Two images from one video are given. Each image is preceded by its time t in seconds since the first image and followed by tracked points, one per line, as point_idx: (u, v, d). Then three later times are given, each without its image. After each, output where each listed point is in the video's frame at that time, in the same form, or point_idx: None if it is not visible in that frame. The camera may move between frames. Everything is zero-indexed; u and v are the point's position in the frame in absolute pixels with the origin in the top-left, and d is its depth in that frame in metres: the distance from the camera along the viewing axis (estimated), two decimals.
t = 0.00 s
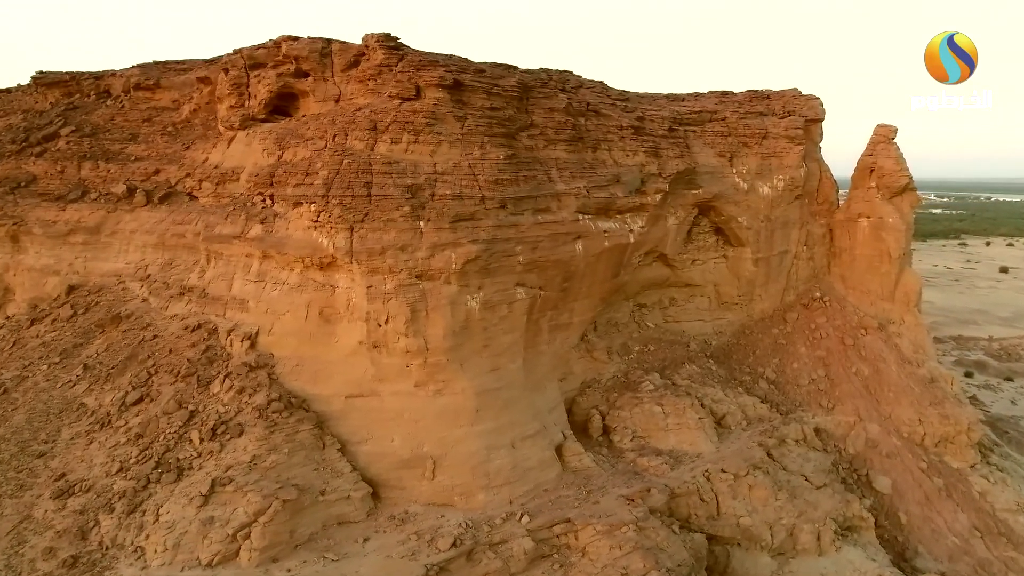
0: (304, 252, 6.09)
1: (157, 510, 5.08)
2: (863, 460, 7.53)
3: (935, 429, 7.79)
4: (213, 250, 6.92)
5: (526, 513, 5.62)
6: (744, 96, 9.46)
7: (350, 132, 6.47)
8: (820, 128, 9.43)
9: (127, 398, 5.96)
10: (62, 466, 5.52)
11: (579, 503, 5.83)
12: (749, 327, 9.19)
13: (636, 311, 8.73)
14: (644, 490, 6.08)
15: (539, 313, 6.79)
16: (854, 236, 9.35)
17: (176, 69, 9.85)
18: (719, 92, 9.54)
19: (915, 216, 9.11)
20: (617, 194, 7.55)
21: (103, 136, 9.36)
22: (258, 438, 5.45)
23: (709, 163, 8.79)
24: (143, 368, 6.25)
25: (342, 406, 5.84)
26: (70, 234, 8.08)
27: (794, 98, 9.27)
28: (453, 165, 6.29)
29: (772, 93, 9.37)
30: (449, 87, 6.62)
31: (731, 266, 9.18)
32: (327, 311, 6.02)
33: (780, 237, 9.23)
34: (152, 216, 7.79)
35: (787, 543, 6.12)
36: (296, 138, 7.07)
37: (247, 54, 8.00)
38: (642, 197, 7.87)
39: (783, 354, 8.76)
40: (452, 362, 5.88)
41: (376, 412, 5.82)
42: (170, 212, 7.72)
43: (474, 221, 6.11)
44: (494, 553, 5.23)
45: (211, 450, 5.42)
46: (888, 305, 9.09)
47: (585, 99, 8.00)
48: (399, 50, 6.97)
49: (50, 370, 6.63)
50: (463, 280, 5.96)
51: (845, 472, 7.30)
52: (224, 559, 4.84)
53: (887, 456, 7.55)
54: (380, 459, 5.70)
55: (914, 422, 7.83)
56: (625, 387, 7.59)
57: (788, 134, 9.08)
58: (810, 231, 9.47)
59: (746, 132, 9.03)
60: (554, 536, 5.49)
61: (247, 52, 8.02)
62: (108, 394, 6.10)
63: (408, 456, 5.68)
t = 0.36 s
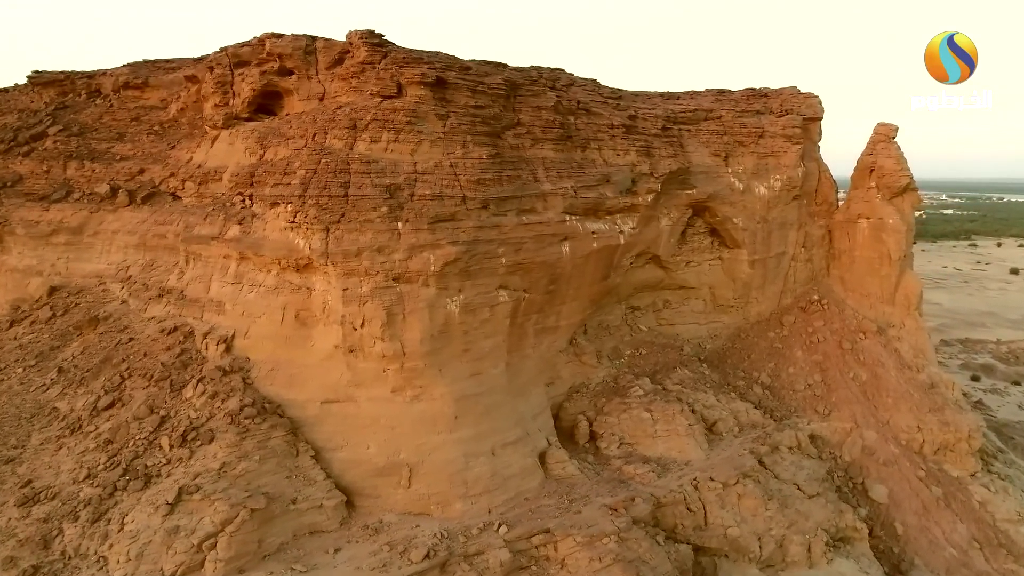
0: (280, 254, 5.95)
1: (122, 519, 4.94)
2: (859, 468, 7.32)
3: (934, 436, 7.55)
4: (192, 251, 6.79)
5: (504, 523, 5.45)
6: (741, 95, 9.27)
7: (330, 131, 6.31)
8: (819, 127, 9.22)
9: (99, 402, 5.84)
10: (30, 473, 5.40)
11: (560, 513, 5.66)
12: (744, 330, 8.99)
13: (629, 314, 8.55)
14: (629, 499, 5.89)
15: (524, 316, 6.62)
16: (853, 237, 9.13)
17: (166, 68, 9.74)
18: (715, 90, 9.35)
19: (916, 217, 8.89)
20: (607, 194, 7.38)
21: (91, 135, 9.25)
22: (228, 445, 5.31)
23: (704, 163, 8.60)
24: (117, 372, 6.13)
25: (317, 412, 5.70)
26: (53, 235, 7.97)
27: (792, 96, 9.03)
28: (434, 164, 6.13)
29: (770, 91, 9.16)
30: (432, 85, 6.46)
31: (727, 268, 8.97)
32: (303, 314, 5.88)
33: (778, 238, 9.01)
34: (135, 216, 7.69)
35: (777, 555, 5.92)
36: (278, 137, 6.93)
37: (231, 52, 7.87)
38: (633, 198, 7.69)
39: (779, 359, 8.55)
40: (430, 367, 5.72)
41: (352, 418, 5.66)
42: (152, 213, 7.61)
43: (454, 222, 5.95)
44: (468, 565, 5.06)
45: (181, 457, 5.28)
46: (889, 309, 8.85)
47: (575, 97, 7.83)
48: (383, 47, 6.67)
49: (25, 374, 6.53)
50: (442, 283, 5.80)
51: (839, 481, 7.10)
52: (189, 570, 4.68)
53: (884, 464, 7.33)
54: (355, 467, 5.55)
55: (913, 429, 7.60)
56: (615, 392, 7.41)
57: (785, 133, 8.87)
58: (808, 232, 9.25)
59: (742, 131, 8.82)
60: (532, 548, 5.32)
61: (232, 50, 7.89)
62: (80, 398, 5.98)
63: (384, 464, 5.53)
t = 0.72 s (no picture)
0: (251, 255, 5.79)
1: (80, 529, 4.79)
2: (853, 477, 7.09)
3: (933, 444, 7.30)
4: (165, 252, 6.64)
5: (478, 535, 5.27)
6: (736, 93, 9.05)
7: (304, 129, 6.13)
8: (815, 125, 9.00)
9: (64, 408, 5.71)
10: None
11: (536, 524, 5.46)
12: (738, 334, 8.78)
13: (619, 317, 8.35)
14: (609, 510, 5.69)
15: (504, 320, 6.43)
16: (851, 239, 8.89)
17: (152, 66, 9.52)
18: (710, 88, 9.13)
19: (915, 218, 8.65)
20: (593, 194, 7.19)
21: (76, 134, 9.09)
22: (192, 453, 5.14)
23: (696, 162, 8.38)
24: (85, 376, 5.99)
25: (287, 419, 5.53)
26: (32, 235, 7.82)
27: (788, 94, 8.82)
28: (411, 164, 5.96)
29: (766, 89, 8.95)
30: (410, 82, 6.29)
31: (721, 270, 8.74)
32: (274, 318, 5.71)
33: (773, 239, 8.78)
34: (113, 216, 7.57)
35: (763, 569, 5.70)
36: (255, 136, 6.78)
37: (212, 49, 7.73)
38: (621, 198, 7.49)
39: (773, 364, 8.32)
40: (403, 373, 5.53)
41: (322, 425, 5.49)
42: (130, 213, 7.49)
43: (429, 223, 5.77)
44: None
45: (143, 465, 5.13)
46: (888, 312, 8.60)
47: (563, 95, 7.64)
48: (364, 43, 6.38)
49: None
50: (416, 286, 5.61)
51: (832, 492, 6.87)
52: None
53: (879, 474, 7.10)
54: (325, 476, 5.38)
55: (910, 437, 7.35)
56: (601, 398, 7.20)
57: (781, 132, 8.65)
58: (805, 234, 9.01)
59: (736, 130, 8.60)
60: (506, 561, 5.13)
61: (213, 47, 7.75)
62: (47, 404, 5.85)
63: (354, 473, 5.35)
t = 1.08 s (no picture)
0: (218, 257, 5.62)
1: (32, 540, 4.63)
2: (845, 487, 6.88)
3: (928, 453, 7.06)
4: (136, 254, 6.49)
5: (447, 548, 5.09)
6: (729, 91, 8.85)
7: (275, 127, 5.95)
8: (810, 123, 8.78)
9: (26, 414, 5.57)
10: None
11: (509, 537, 5.27)
12: (730, 338, 8.56)
13: (606, 321, 8.14)
14: (586, 522, 5.50)
15: (482, 323, 6.24)
16: (846, 240, 8.65)
17: (136, 64, 9.32)
18: (702, 86, 8.93)
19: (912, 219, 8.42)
20: (577, 194, 7.00)
21: (57, 133, 8.87)
22: (152, 461, 4.98)
23: (686, 161, 8.17)
24: (49, 381, 5.85)
25: (253, 426, 5.36)
26: (7, 236, 7.64)
27: (782, 92, 8.65)
28: (383, 163, 5.78)
29: (760, 87, 8.75)
30: (386, 79, 6.12)
31: (712, 272, 8.52)
32: (241, 322, 5.54)
33: (766, 241, 8.56)
34: (88, 217, 7.44)
35: None
36: (229, 134, 6.61)
37: (190, 46, 7.57)
38: (607, 198, 7.30)
39: (765, 369, 8.09)
40: (372, 380, 5.35)
41: (289, 433, 5.32)
42: (105, 213, 7.35)
43: (402, 224, 5.59)
44: None
45: (101, 474, 4.98)
46: (884, 316, 8.36)
47: (547, 93, 7.44)
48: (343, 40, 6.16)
49: None
50: (387, 289, 5.43)
51: (822, 502, 6.65)
52: None
53: (871, 483, 6.87)
54: (290, 485, 5.21)
55: (905, 445, 7.11)
56: (584, 404, 7.00)
57: (774, 130, 8.43)
58: (799, 235, 8.78)
59: (728, 129, 8.38)
60: None
61: (191, 44, 7.60)
62: (9, 409, 5.70)
63: (320, 483, 5.18)
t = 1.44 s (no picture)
0: (186, 259, 5.46)
1: None
2: (835, 496, 6.69)
3: (921, 461, 6.86)
4: (107, 255, 6.35)
5: (416, 561, 4.92)
6: (721, 89, 8.68)
7: (246, 126, 5.78)
8: (803, 122, 8.60)
9: None
10: None
11: (481, 549, 5.11)
12: (720, 342, 8.37)
13: (593, 324, 7.96)
14: (563, 533, 5.32)
15: (460, 327, 6.07)
16: (840, 242, 8.45)
17: (120, 63, 9.16)
18: (693, 84, 8.75)
19: (907, 220, 8.23)
20: (560, 195, 6.83)
21: (37, 133, 8.74)
22: (112, 470, 4.83)
23: (675, 161, 8.00)
24: (13, 386, 5.73)
25: (219, 433, 5.21)
26: None
27: (774, 90, 8.50)
28: (356, 163, 5.61)
29: (752, 85, 8.59)
30: (361, 76, 5.96)
31: (702, 275, 8.33)
32: (209, 326, 5.40)
33: (758, 242, 8.36)
34: (63, 218, 7.32)
35: None
36: (203, 134, 6.46)
37: (168, 44, 7.43)
38: (592, 199, 7.13)
39: (756, 373, 7.90)
40: (341, 386, 5.19)
41: (256, 440, 5.17)
42: (80, 214, 7.22)
43: (373, 226, 5.42)
44: None
45: (60, 482, 4.84)
46: (878, 320, 8.16)
47: (532, 91, 7.27)
48: (322, 36, 6.01)
49: None
50: (357, 293, 5.27)
51: (810, 512, 6.46)
52: None
53: (862, 492, 6.68)
54: (256, 494, 5.06)
55: (898, 453, 6.91)
56: (567, 410, 6.83)
57: (766, 129, 8.23)
58: (792, 237, 8.57)
59: (719, 127, 8.20)
60: None
61: (169, 42, 7.46)
62: None
63: (286, 492, 5.03)
